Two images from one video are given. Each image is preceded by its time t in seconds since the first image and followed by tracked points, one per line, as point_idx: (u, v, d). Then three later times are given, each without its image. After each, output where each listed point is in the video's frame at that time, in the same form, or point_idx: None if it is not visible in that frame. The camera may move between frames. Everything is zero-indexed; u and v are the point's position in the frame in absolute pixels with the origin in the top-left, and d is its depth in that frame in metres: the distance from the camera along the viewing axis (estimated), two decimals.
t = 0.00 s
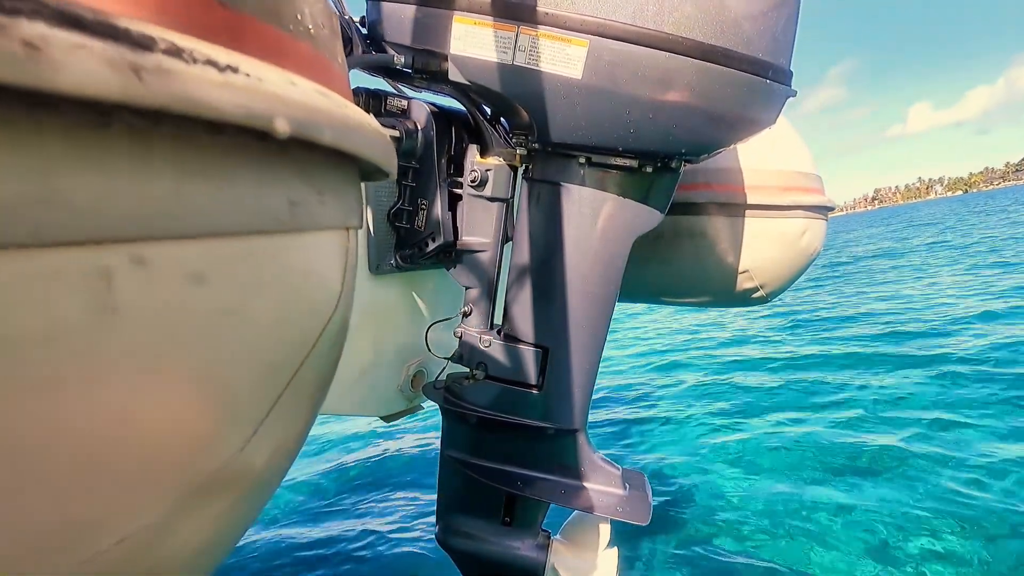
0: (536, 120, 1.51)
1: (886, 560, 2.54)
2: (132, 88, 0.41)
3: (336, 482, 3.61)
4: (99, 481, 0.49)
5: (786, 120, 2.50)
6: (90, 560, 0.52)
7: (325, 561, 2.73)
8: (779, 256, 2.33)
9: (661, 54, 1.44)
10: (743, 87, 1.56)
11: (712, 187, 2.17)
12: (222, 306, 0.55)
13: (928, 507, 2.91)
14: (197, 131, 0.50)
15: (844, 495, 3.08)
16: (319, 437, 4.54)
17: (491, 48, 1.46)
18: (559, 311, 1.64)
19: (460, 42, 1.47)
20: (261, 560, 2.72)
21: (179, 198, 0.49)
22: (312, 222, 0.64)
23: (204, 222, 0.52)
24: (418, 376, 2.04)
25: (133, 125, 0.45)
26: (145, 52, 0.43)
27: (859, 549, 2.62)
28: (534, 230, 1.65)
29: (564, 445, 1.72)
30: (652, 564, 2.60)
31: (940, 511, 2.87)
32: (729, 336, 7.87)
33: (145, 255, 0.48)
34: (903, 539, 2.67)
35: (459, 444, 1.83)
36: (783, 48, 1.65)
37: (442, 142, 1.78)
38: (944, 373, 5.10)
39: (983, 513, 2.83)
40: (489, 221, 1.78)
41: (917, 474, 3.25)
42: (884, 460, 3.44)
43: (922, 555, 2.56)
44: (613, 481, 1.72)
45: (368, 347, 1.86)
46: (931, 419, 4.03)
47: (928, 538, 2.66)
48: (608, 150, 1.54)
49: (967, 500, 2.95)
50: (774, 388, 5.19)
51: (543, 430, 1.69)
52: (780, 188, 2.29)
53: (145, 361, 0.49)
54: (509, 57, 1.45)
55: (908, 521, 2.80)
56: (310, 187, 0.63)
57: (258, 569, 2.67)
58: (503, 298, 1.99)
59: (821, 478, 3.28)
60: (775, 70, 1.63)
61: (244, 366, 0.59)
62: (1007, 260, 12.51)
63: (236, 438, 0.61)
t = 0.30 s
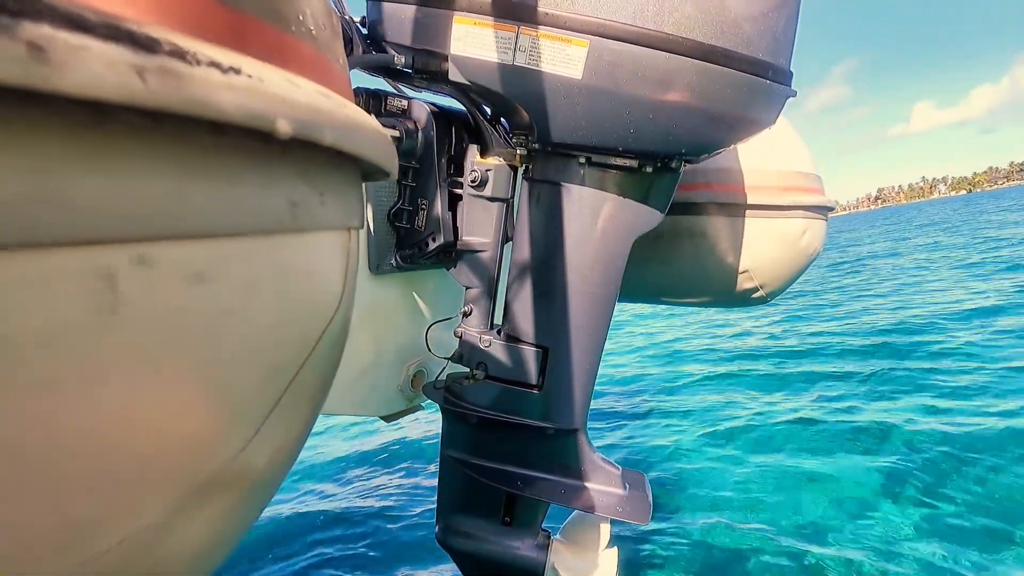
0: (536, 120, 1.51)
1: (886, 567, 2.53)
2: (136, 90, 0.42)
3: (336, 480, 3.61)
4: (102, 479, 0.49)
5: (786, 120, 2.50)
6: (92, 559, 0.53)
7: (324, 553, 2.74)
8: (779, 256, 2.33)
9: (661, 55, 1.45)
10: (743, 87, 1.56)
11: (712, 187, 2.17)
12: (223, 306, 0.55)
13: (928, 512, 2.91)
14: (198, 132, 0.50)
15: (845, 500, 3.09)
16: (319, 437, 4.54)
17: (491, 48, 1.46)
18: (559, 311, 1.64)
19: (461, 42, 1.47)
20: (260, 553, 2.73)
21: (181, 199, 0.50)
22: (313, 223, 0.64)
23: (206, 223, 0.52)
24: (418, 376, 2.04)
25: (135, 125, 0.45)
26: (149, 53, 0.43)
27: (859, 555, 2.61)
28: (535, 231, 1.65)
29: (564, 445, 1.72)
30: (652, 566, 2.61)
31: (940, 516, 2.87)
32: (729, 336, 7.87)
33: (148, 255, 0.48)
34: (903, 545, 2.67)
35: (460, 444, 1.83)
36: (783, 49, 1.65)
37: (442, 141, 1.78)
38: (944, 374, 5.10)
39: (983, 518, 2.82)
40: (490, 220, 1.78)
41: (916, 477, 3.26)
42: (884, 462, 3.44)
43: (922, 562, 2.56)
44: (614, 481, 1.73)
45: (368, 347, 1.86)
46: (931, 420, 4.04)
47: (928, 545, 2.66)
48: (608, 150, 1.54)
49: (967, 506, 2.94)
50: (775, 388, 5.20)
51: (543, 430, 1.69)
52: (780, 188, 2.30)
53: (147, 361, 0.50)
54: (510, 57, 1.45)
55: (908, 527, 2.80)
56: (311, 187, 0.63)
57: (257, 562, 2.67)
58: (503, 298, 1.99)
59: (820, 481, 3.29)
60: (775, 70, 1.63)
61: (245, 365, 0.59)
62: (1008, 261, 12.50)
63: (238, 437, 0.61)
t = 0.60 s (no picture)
0: (536, 121, 1.52)
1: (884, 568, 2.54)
2: (151, 97, 0.42)
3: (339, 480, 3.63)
4: (116, 477, 0.50)
5: (786, 120, 2.51)
6: (105, 556, 0.54)
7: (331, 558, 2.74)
8: (778, 256, 2.34)
9: (661, 56, 1.45)
10: (742, 88, 1.57)
11: (712, 187, 2.18)
12: (232, 307, 0.56)
13: (925, 513, 2.92)
14: (209, 136, 0.51)
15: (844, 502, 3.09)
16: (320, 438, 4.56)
17: (491, 49, 1.47)
18: (559, 311, 1.65)
19: (461, 44, 1.48)
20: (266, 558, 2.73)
21: (192, 202, 0.51)
22: (319, 225, 0.65)
23: (216, 226, 0.53)
24: (419, 375, 2.05)
25: (148, 130, 0.46)
26: (162, 61, 0.44)
27: (858, 557, 2.62)
28: (535, 231, 1.66)
29: (564, 445, 1.73)
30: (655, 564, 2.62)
31: (938, 517, 2.87)
32: (728, 336, 7.89)
33: (160, 258, 0.49)
34: (901, 546, 2.67)
35: (460, 444, 1.84)
36: (782, 50, 1.66)
37: (443, 142, 1.79)
38: (943, 374, 5.11)
39: (981, 517, 2.82)
40: (490, 221, 1.79)
41: (913, 479, 3.27)
42: (882, 464, 3.46)
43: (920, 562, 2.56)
44: (613, 480, 1.73)
45: (369, 346, 1.87)
46: (929, 420, 4.05)
47: (926, 545, 2.66)
48: (607, 150, 1.55)
49: (965, 507, 2.95)
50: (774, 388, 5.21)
51: (543, 430, 1.70)
52: (779, 189, 2.31)
53: (159, 362, 0.50)
54: (510, 58, 1.46)
55: (906, 528, 2.80)
56: (317, 190, 0.64)
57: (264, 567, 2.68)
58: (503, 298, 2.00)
59: (818, 483, 3.30)
60: (774, 71, 1.64)
61: (253, 365, 0.60)
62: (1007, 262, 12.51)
63: (245, 437, 0.62)
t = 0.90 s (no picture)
0: (536, 119, 1.51)
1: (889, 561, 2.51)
2: (132, 88, 0.41)
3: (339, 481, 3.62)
4: (101, 478, 0.49)
5: (787, 120, 2.50)
6: (90, 558, 0.52)
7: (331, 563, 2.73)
8: (779, 257, 2.33)
9: (661, 53, 1.44)
10: (743, 87, 1.55)
11: (712, 187, 2.16)
12: (222, 304, 0.55)
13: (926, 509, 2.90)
14: (196, 129, 0.50)
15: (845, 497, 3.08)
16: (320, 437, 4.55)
17: (491, 47, 1.46)
18: (558, 311, 1.64)
19: (460, 41, 1.47)
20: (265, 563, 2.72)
21: (179, 197, 0.49)
22: (312, 222, 0.64)
23: (204, 222, 0.52)
24: (418, 376, 2.04)
25: (132, 122, 0.45)
26: (145, 52, 0.43)
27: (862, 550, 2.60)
28: (535, 230, 1.65)
29: (564, 445, 1.71)
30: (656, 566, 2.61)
31: (941, 514, 2.85)
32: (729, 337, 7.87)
33: (145, 254, 0.48)
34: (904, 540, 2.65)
35: (460, 444, 1.83)
36: (783, 48, 1.65)
37: (442, 141, 1.78)
38: (944, 376, 5.10)
39: (984, 517, 2.81)
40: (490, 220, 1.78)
41: (915, 474, 3.26)
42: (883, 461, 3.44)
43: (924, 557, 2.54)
44: (613, 481, 1.72)
45: (368, 346, 1.86)
46: (931, 422, 4.03)
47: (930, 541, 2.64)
48: (607, 149, 1.54)
49: (968, 505, 2.92)
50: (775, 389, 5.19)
51: (543, 430, 1.69)
52: (780, 189, 2.29)
53: (144, 360, 0.49)
54: (510, 56, 1.45)
55: (908, 522, 2.78)
56: (310, 186, 0.63)
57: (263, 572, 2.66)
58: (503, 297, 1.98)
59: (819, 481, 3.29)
60: (775, 70, 1.63)
61: (243, 364, 0.59)
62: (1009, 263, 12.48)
63: (236, 437, 0.61)
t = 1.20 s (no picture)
0: (536, 120, 1.52)
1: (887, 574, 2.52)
2: (144, 93, 0.42)
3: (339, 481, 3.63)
4: (113, 474, 0.50)
5: (786, 120, 2.50)
6: (100, 556, 0.53)
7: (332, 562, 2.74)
8: (779, 257, 2.34)
9: (661, 54, 1.45)
10: (742, 88, 1.56)
11: (712, 187, 2.17)
12: (228, 305, 0.55)
13: (924, 517, 2.92)
14: (204, 133, 0.50)
15: (845, 504, 3.08)
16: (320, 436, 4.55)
17: (491, 48, 1.46)
18: (558, 311, 1.65)
19: (461, 42, 1.48)
20: (267, 564, 2.73)
21: (186, 200, 0.50)
22: (316, 223, 0.64)
23: (211, 224, 0.52)
24: (418, 376, 2.05)
25: (141, 127, 0.46)
26: (156, 57, 0.44)
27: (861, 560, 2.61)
28: (535, 231, 1.66)
29: (565, 445, 1.72)
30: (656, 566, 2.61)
31: (938, 522, 2.87)
32: (729, 336, 7.88)
33: (155, 256, 0.49)
34: (903, 552, 2.66)
35: (460, 444, 1.84)
36: (783, 49, 1.65)
37: (442, 141, 1.78)
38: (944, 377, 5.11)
39: (980, 524, 2.83)
40: (490, 220, 1.78)
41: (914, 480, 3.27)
42: (882, 465, 3.46)
43: (923, 567, 2.55)
44: (613, 480, 1.73)
45: (368, 347, 1.87)
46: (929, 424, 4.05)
47: (929, 552, 2.65)
48: (608, 149, 1.55)
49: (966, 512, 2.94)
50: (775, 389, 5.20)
51: (544, 430, 1.70)
52: (780, 189, 2.30)
53: (153, 361, 0.50)
54: (510, 57, 1.46)
55: (907, 532, 2.80)
56: (314, 188, 0.63)
57: None
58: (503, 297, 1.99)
59: (818, 482, 3.30)
60: (775, 70, 1.63)
61: (249, 364, 0.59)
62: (1009, 264, 12.49)
63: (241, 437, 0.62)
